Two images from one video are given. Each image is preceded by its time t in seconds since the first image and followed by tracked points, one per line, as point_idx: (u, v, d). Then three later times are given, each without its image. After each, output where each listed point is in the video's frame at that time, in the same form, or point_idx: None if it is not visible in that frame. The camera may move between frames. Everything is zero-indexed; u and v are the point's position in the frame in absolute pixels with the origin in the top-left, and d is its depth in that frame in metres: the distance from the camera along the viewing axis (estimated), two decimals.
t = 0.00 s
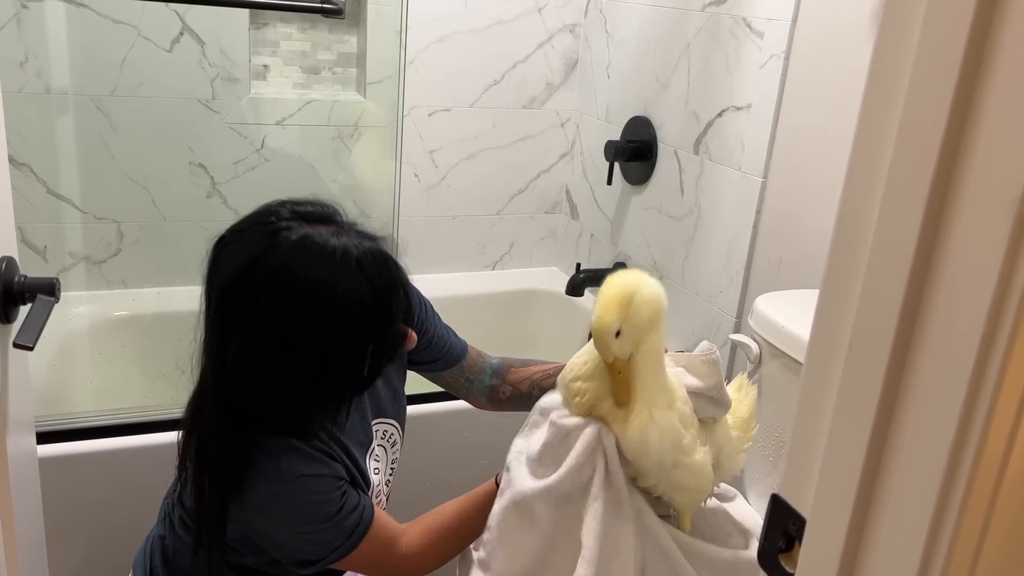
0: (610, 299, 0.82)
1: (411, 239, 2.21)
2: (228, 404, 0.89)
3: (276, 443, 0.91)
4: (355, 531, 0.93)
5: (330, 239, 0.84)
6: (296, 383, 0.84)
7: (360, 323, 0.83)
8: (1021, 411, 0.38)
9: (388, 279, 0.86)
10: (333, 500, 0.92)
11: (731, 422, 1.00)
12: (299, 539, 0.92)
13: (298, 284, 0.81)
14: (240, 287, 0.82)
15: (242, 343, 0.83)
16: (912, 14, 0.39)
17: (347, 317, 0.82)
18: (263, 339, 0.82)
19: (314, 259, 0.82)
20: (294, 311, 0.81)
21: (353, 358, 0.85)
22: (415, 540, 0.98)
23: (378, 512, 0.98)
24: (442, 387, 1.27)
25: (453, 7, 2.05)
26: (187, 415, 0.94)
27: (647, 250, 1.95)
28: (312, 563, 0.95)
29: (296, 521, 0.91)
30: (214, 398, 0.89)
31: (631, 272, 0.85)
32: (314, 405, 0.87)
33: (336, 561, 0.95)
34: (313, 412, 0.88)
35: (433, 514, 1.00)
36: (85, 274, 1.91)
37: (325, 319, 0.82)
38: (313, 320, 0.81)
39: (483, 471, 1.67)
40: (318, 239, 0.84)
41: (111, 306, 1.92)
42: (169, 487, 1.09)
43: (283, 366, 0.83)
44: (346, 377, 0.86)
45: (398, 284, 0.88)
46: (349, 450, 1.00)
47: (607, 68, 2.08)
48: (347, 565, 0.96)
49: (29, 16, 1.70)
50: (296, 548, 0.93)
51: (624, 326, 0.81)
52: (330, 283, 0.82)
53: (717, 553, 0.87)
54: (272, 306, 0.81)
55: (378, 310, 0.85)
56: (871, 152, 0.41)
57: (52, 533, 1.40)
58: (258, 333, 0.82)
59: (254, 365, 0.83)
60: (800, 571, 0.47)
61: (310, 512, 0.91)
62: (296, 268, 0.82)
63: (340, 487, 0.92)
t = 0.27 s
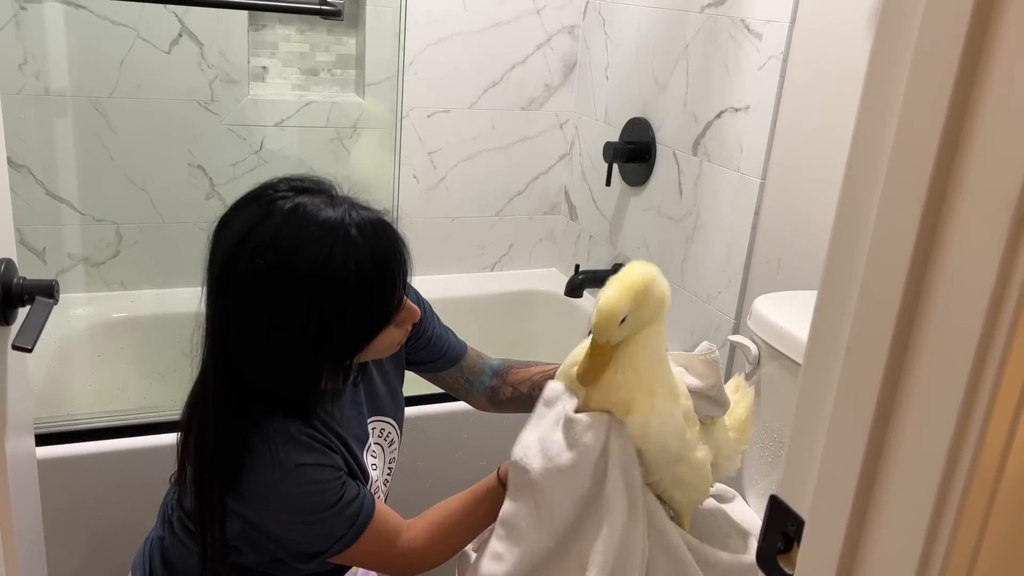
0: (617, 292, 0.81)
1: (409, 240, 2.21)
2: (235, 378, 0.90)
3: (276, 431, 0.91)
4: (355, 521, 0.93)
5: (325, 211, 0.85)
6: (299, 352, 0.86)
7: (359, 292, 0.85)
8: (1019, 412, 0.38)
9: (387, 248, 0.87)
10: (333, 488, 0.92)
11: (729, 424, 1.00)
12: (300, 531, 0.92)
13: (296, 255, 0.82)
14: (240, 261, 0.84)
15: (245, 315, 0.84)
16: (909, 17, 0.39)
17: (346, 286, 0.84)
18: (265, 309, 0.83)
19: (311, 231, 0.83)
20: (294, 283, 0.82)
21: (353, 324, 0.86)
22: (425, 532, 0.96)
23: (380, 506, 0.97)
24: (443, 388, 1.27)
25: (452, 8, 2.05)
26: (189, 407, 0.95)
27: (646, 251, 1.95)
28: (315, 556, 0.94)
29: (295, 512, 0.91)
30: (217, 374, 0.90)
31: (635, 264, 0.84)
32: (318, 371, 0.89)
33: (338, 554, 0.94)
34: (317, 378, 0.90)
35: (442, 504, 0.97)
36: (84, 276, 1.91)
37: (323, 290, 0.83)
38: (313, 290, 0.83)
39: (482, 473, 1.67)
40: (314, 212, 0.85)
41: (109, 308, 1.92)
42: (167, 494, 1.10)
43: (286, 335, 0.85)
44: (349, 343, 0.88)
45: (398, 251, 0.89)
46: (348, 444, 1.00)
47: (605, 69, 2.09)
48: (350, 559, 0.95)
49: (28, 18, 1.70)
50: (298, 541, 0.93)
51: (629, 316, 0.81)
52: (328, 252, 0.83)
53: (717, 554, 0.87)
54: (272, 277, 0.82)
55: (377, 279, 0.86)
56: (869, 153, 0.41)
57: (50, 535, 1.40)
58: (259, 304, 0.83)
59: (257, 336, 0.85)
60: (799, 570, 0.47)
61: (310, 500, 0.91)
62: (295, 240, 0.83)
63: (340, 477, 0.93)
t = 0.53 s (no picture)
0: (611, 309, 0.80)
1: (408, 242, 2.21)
2: (235, 365, 0.91)
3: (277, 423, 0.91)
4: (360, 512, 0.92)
5: (322, 194, 0.85)
6: (298, 335, 0.86)
7: (357, 274, 0.85)
8: (1016, 411, 0.38)
9: (385, 230, 0.87)
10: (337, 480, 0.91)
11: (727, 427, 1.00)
12: (305, 524, 0.92)
13: (293, 237, 0.83)
14: (238, 245, 0.84)
15: (244, 300, 0.85)
16: (905, 18, 0.39)
17: (343, 268, 0.84)
18: (263, 292, 0.84)
19: (308, 213, 0.84)
20: (292, 265, 0.83)
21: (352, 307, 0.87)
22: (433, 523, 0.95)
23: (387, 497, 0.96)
24: (442, 389, 1.27)
25: (450, 9, 2.05)
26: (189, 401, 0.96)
27: (644, 253, 1.95)
28: (321, 548, 0.94)
29: (298, 505, 0.91)
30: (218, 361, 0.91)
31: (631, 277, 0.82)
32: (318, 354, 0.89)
33: (344, 546, 0.94)
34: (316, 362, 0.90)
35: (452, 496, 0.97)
36: (82, 278, 1.91)
37: (321, 271, 0.83)
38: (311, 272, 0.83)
39: (480, 474, 1.67)
40: (311, 195, 0.85)
41: (108, 310, 1.92)
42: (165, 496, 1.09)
43: (284, 318, 0.85)
44: (348, 325, 0.88)
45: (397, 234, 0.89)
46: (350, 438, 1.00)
47: (603, 70, 2.09)
48: (359, 550, 0.95)
49: (26, 20, 1.70)
50: (303, 534, 0.93)
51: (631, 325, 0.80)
52: (325, 234, 0.83)
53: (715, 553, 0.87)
54: (270, 260, 0.83)
55: (376, 260, 0.86)
56: (866, 154, 0.41)
57: (49, 537, 1.40)
58: (257, 287, 0.84)
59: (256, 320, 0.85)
60: (797, 570, 0.47)
61: (314, 492, 0.90)
62: (292, 223, 0.83)
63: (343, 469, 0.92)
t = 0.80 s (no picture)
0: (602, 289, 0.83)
1: (405, 243, 2.21)
2: (228, 356, 0.91)
3: (275, 420, 0.91)
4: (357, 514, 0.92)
5: (312, 180, 0.85)
6: (289, 322, 0.86)
7: (347, 260, 0.85)
8: (1012, 412, 0.39)
9: (375, 216, 0.87)
10: (335, 480, 0.91)
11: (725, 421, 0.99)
12: (302, 524, 0.92)
13: (284, 223, 0.83)
14: (229, 232, 0.84)
15: (236, 288, 0.85)
16: (901, 19, 0.39)
17: (333, 253, 0.84)
18: (254, 279, 0.84)
19: (298, 199, 0.84)
20: (282, 251, 0.83)
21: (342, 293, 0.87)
22: (429, 530, 0.96)
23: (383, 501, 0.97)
24: (440, 393, 1.27)
25: (448, 11, 2.05)
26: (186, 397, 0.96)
27: (642, 254, 1.95)
28: (316, 550, 0.94)
29: (296, 505, 0.91)
30: (211, 351, 0.91)
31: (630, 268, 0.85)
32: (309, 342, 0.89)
33: (340, 547, 0.94)
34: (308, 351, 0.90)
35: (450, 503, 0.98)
36: (80, 280, 1.91)
37: (311, 257, 0.83)
38: (301, 258, 0.83)
39: (478, 476, 1.67)
40: (300, 181, 0.85)
41: (105, 312, 1.92)
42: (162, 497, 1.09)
43: (275, 305, 0.85)
44: (338, 311, 0.88)
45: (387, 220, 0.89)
46: (348, 437, 1.00)
47: (601, 72, 2.09)
48: (352, 552, 0.95)
49: (23, 22, 1.70)
50: (300, 535, 0.92)
51: (612, 314, 0.82)
52: (315, 219, 0.83)
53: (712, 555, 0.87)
54: (260, 246, 0.83)
55: (366, 246, 0.86)
56: (862, 155, 0.42)
57: (46, 540, 1.40)
58: (248, 274, 0.84)
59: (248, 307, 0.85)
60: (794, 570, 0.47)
61: (311, 492, 0.90)
62: (282, 209, 0.83)
63: (341, 469, 0.92)
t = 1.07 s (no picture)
0: (594, 288, 0.85)
1: (403, 244, 2.21)
2: (221, 351, 0.91)
3: (269, 419, 0.91)
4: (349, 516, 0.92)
5: (304, 175, 0.85)
6: (280, 317, 0.86)
7: (338, 255, 0.85)
8: (1008, 413, 0.39)
9: (367, 213, 0.87)
10: (328, 482, 0.91)
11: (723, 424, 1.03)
12: (294, 526, 0.92)
13: (275, 218, 0.83)
14: (222, 226, 0.84)
15: (228, 283, 0.85)
16: (897, 22, 0.39)
17: (324, 248, 0.84)
18: (245, 274, 0.84)
19: (290, 194, 0.84)
20: (273, 245, 0.83)
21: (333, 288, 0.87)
22: (421, 533, 0.95)
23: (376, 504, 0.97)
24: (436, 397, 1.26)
25: (445, 12, 2.05)
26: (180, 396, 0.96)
27: (639, 255, 1.95)
28: (308, 552, 0.94)
29: (290, 506, 0.90)
30: (205, 346, 0.91)
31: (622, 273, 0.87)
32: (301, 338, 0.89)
33: (331, 549, 0.93)
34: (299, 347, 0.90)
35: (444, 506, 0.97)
36: (77, 281, 1.91)
37: (302, 251, 0.83)
38: (292, 252, 0.83)
39: (476, 477, 1.67)
40: (293, 176, 0.85)
41: (102, 313, 1.92)
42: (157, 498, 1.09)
43: (267, 300, 0.85)
44: (329, 307, 0.88)
45: (379, 216, 0.89)
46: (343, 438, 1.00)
47: (598, 73, 2.09)
48: (343, 554, 0.95)
49: (19, 24, 1.70)
50: (293, 536, 0.92)
51: (603, 313, 0.83)
52: (306, 214, 0.83)
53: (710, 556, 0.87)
54: (252, 241, 0.83)
55: (357, 241, 0.86)
56: (859, 157, 0.42)
57: (44, 542, 1.40)
58: (239, 269, 0.84)
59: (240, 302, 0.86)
60: (792, 571, 0.47)
61: (304, 494, 0.90)
62: (274, 203, 0.83)
63: (335, 471, 0.92)
